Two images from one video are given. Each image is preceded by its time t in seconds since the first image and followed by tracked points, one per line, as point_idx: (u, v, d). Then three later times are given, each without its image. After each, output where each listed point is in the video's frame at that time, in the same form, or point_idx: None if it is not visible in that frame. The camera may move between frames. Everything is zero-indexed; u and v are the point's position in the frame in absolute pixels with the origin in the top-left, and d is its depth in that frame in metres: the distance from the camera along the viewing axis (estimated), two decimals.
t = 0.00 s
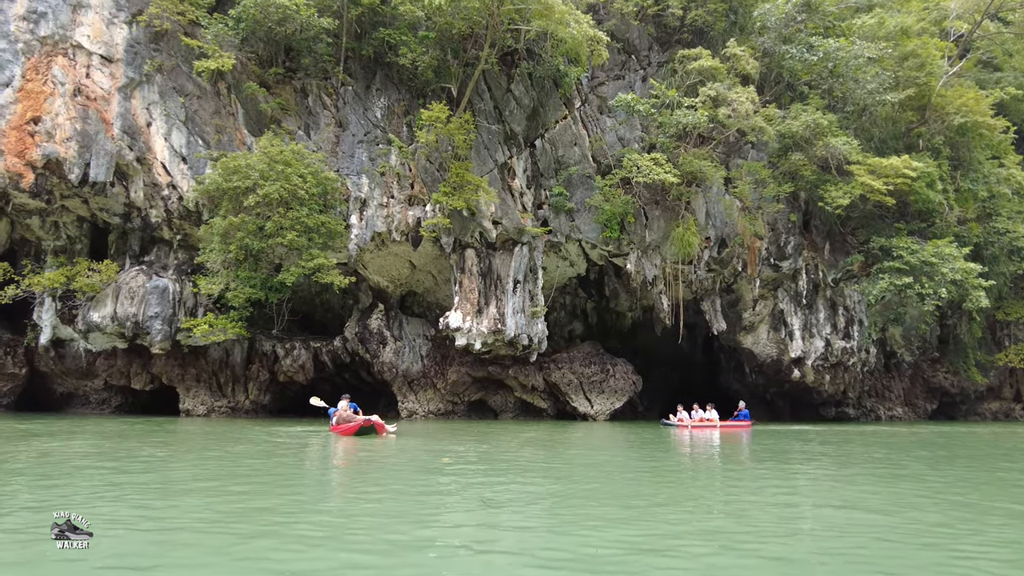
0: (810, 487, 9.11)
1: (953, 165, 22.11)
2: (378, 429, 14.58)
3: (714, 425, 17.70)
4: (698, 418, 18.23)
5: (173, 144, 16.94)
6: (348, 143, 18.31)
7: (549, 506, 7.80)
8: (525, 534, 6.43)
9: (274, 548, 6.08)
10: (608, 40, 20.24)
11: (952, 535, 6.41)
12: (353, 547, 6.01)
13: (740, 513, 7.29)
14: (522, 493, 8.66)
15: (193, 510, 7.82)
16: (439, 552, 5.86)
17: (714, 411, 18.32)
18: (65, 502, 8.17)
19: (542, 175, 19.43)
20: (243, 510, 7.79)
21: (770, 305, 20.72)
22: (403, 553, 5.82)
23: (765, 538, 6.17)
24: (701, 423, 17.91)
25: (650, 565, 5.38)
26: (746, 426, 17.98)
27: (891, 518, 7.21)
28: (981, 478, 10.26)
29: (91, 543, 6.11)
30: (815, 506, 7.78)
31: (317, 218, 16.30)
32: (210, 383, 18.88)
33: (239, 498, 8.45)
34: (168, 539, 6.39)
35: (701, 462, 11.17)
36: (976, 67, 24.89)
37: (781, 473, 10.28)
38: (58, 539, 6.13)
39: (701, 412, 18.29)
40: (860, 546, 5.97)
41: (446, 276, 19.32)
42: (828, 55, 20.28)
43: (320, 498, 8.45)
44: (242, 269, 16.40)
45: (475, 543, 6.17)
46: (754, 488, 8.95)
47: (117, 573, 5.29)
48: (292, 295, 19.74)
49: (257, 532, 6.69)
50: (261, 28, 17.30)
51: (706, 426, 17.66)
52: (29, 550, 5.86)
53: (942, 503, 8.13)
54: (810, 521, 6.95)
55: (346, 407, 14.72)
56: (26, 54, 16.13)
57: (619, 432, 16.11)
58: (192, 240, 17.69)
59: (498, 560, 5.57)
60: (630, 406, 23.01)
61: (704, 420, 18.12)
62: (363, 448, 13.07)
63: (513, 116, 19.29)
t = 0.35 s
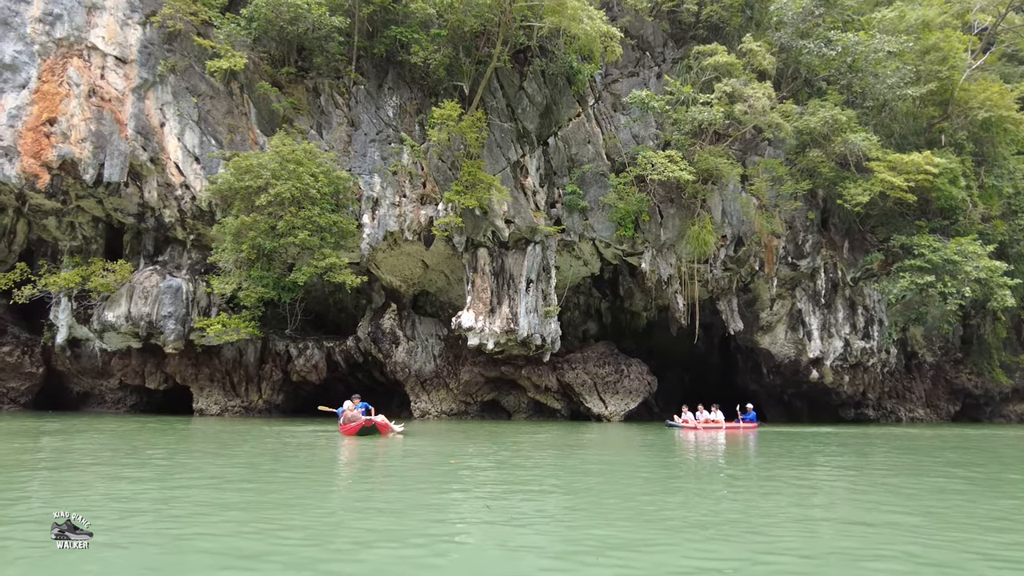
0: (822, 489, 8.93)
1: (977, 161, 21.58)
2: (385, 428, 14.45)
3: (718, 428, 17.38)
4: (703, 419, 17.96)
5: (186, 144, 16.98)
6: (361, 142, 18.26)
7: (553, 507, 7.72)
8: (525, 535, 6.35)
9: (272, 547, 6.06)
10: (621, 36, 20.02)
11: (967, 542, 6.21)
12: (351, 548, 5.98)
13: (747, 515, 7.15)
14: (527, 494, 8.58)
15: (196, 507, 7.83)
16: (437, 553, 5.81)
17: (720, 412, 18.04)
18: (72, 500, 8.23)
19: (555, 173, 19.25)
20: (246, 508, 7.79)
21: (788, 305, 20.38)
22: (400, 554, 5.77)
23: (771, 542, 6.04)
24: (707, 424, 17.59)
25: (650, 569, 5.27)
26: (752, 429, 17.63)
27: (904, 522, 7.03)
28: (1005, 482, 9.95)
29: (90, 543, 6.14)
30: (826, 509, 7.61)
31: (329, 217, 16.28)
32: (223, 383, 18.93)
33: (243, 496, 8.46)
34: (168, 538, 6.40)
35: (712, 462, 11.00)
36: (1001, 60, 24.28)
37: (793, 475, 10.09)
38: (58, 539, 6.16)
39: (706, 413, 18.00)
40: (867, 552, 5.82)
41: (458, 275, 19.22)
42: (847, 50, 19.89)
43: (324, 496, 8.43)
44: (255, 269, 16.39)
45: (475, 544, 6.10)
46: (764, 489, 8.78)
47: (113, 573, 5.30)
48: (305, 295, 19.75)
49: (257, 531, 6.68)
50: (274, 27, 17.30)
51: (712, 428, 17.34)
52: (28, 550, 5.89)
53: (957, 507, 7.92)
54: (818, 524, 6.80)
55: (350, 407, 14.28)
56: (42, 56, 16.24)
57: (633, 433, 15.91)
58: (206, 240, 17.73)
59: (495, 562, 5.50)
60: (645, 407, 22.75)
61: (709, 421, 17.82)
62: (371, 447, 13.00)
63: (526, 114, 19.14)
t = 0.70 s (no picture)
0: (838, 492, 8.70)
1: (999, 157, 21.10)
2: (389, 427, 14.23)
3: (721, 428, 17.10)
4: (706, 419, 17.65)
5: (197, 143, 17.00)
6: (371, 141, 18.18)
7: (561, 508, 7.56)
8: (531, 538, 6.21)
9: (272, 548, 5.96)
10: (634, 33, 19.78)
11: (990, 548, 5.99)
12: (352, 549, 5.87)
13: (761, 518, 6.94)
14: (535, 495, 8.43)
15: (200, 505, 7.77)
16: (439, 556, 5.68)
17: (723, 413, 17.72)
18: (78, 498, 8.20)
19: (567, 171, 19.07)
20: (250, 506, 7.72)
21: (804, 305, 20.03)
22: (402, 557, 5.65)
23: (784, 547, 5.85)
24: (708, 426, 17.28)
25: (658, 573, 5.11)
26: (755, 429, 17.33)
27: (924, 527, 6.79)
28: None
29: (91, 543, 6.09)
30: (843, 513, 7.39)
31: (339, 216, 16.22)
32: (235, 382, 18.92)
33: (248, 495, 8.40)
34: (169, 537, 6.32)
35: (724, 465, 10.79)
36: None
37: (809, 477, 9.85)
38: (58, 539, 6.10)
39: (708, 413, 17.69)
40: (885, 558, 5.60)
41: (470, 275, 19.10)
42: (864, 44, 19.51)
43: (329, 495, 8.33)
44: (266, 268, 16.36)
45: (478, 546, 5.97)
46: (778, 492, 8.58)
47: (110, 572, 5.23)
48: (316, 294, 19.72)
49: (259, 530, 6.60)
50: (284, 26, 17.27)
51: (713, 429, 17.04)
52: (28, 550, 5.84)
53: (979, 511, 7.68)
54: (834, 529, 6.58)
55: (355, 407, 14.08)
56: (56, 56, 16.32)
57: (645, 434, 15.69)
58: (217, 239, 17.74)
59: (498, 566, 5.36)
60: (659, 407, 22.48)
61: (711, 422, 17.51)
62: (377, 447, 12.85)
63: (538, 111, 18.94)
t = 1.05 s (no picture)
0: (853, 495, 8.49)
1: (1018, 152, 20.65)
2: (388, 428, 14.04)
3: (721, 429, 16.84)
4: (705, 420, 17.38)
5: (206, 142, 16.99)
6: (380, 139, 18.09)
7: (568, 509, 7.43)
8: (536, 540, 6.08)
9: (274, 548, 5.87)
10: (644, 28, 19.56)
11: (1012, 553, 5.78)
12: (353, 551, 5.76)
13: (773, 521, 6.77)
14: (541, 495, 8.30)
15: (204, 504, 7.70)
16: (442, 559, 5.56)
17: (722, 413, 17.43)
18: (81, 496, 8.16)
19: (577, 169, 18.88)
20: (253, 505, 7.64)
21: (818, 304, 19.72)
22: (405, 559, 5.54)
23: (796, 551, 5.68)
24: (707, 426, 17.00)
25: None
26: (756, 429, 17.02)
27: (942, 530, 6.59)
28: None
29: (91, 543, 6.02)
30: (858, 516, 7.20)
31: (346, 214, 16.14)
32: (243, 381, 18.92)
33: (252, 493, 8.32)
34: (170, 537, 6.25)
35: (735, 466, 10.61)
36: None
37: (822, 479, 9.65)
38: (57, 539, 6.04)
39: (707, 414, 17.42)
40: (902, 563, 5.42)
41: (478, 274, 18.99)
42: (880, 38, 19.17)
43: (334, 494, 8.24)
44: (273, 267, 16.31)
45: (483, 549, 5.84)
46: (790, 494, 8.40)
47: (109, 573, 5.15)
48: (325, 293, 19.68)
49: (261, 530, 6.51)
50: (292, 24, 17.22)
51: (713, 430, 16.77)
52: (27, 549, 5.77)
53: (999, 514, 7.46)
54: (850, 533, 6.40)
55: (360, 407, 13.95)
56: (66, 56, 16.35)
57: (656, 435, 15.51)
58: (226, 238, 17.73)
59: (503, 570, 5.23)
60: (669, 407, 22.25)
61: (710, 423, 17.22)
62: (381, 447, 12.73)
63: (547, 108, 18.76)
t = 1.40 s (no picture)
0: (870, 497, 8.27)
1: None
2: (387, 425, 13.83)
3: (717, 428, 16.59)
4: (701, 420, 17.07)
5: (213, 140, 16.98)
6: (387, 137, 17.98)
7: (577, 510, 7.26)
8: (544, 542, 5.93)
9: (276, 548, 5.74)
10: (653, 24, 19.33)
11: None
12: (357, 551, 5.63)
13: (789, 524, 6.58)
14: (550, 496, 8.14)
15: (207, 503, 7.59)
16: (447, 560, 5.41)
17: (718, 414, 17.10)
18: (85, 494, 8.08)
19: (586, 166, 18.70)
20: (257, 505, 7.53)
21: (831, 303, 19.44)
22: (410, 561, 5.39)
23: (813, 554, 5.49)
24: (703, 426, 16.69)
25: None
26: (755, 430, 16.73)
27: (965, 534, 6.37)
28: None
29: (92, 543, 5.91)
30: (876, 518, 6.99)
31: (353, 212, 16.06)
32: (251, 380, 18.89)
33: (256, 492, 8.20)
34: (171, 536, 6.14)
35: (748, 467, 10.41)
36: None
37: (837, 481, 9.43)
38: (58, 539, 5.94)
39: (704, 414, 17.10)
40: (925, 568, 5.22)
41: (486, 272, 18.87)
42: (894, 32, 18.82)
43: (339, 494, 8.11)
44: (280, 266, 16.26)
45: (490, 551, 5.68)
46: (806, 495, 8.18)
47: (108, 573, 5.04)
48: (333, 292, 19.63)
49: (264, 529, 6.39)
50: (299, 22, 17.15)
51: (709, 430, 16.46)
52: (27, 549, 5.67)
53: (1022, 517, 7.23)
54: (869, 536, 6.20)
55: (361, 406, 13.70)
56: (74, 55, 16.20)
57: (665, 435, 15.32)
58: (233, 236, 17.72)
59: (510, 572, 5.08)
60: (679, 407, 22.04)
61: (706, 423, 16.91)
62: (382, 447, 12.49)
63: (555, 105, 18.59)
